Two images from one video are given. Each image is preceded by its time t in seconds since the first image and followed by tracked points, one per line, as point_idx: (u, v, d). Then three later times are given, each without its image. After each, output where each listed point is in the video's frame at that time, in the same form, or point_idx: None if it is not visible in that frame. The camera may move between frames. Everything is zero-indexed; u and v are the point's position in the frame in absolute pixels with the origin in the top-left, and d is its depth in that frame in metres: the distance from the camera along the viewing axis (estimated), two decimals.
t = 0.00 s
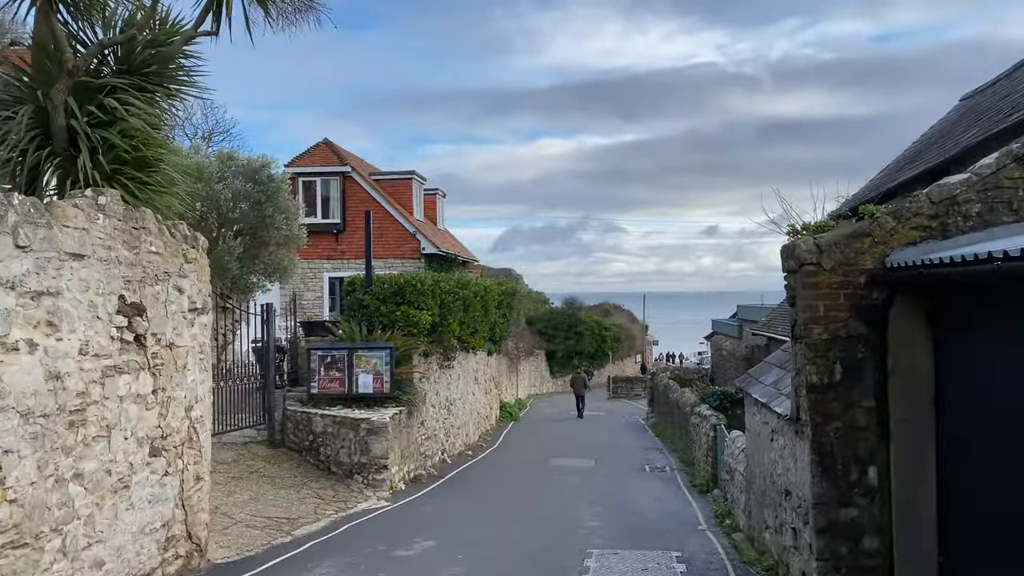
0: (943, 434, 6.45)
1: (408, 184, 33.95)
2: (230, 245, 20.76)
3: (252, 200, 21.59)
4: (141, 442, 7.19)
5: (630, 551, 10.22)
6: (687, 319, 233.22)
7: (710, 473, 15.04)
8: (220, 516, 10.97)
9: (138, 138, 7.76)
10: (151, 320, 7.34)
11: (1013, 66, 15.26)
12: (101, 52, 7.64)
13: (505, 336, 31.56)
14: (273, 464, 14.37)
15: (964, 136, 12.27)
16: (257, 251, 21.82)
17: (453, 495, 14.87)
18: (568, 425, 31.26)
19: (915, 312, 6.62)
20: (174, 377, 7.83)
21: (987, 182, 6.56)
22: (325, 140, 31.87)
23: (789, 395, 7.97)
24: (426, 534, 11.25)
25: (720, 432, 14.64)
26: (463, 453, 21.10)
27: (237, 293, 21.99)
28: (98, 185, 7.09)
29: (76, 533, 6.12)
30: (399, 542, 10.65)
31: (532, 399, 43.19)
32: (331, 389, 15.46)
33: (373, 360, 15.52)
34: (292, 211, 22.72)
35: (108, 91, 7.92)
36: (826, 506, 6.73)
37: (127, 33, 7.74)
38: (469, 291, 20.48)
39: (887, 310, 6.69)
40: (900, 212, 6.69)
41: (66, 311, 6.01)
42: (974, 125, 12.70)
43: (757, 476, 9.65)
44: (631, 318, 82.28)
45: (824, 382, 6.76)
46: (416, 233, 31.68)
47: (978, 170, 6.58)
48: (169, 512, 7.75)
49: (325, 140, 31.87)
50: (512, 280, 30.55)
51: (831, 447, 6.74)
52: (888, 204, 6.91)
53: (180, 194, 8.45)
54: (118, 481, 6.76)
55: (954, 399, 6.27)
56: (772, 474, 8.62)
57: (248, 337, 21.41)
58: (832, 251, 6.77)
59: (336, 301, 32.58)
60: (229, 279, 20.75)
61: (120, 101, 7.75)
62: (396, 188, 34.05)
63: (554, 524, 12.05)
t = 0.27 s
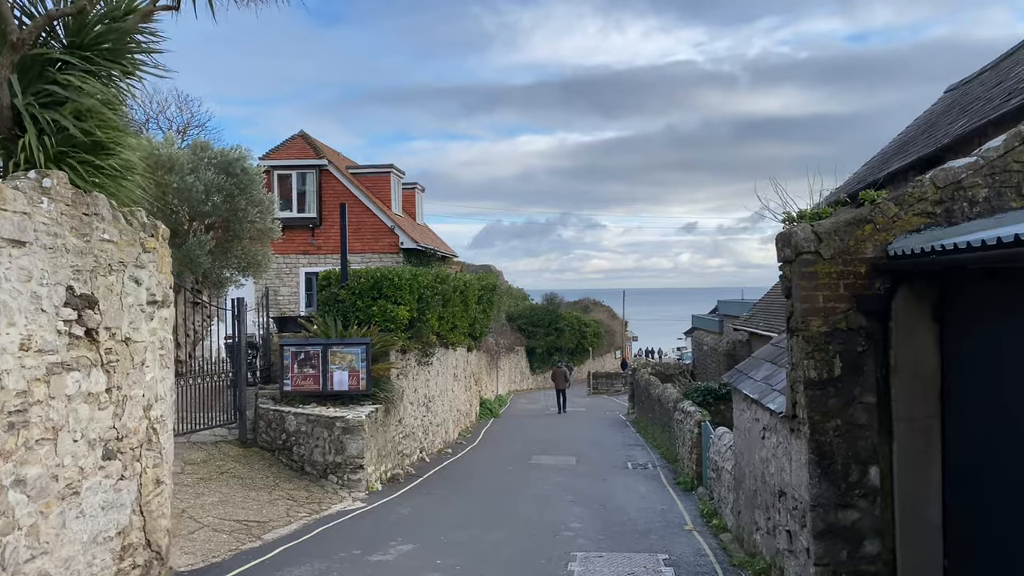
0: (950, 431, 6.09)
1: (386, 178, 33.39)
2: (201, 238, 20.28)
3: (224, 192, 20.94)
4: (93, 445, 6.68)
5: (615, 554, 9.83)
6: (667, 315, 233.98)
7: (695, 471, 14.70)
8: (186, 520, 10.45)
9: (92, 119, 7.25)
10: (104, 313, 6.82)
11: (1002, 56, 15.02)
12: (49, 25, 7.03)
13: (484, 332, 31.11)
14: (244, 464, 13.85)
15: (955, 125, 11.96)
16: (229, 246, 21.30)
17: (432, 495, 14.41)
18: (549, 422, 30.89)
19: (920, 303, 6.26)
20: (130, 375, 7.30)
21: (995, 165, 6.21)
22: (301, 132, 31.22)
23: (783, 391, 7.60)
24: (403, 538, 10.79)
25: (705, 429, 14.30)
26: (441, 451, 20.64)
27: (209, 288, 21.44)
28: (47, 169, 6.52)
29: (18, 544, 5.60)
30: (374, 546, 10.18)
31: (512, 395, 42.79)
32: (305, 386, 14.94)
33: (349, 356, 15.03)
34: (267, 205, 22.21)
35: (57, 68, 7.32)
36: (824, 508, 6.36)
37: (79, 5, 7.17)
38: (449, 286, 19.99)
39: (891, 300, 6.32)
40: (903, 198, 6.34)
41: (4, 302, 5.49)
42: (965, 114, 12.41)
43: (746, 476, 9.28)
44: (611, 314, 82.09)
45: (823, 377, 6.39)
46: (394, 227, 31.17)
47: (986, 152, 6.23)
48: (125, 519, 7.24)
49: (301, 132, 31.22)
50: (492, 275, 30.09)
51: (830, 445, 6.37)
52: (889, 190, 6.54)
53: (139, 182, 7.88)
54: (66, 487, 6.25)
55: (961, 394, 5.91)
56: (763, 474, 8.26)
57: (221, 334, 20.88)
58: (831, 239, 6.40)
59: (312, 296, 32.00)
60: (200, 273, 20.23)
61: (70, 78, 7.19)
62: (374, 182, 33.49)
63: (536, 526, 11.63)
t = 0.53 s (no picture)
0: (966, 430, 5.72)
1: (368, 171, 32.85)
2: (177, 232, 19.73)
3: (200, 183, 20.29)
4: (47, 448, 6.18)
5: (606, 557, 9.43)
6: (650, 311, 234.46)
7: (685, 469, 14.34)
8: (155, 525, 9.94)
9: (43, 94, 6.78)
10: (59, 305, 6.33)
11: (997, 44, 14.73)
12: None
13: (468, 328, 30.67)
14: (219, 464, 13.34)
15: (953, 113, 11.65)
16: (206, 239, 20.77)
17: (415, 496, 13.95)
18: (534, 418, 30.52)
19: (934, 293, 5.88)
20: (89, 372, 6.81)
21: (1013, 147, 5.86)
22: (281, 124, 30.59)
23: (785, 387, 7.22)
24: (384, 542, 10.34)
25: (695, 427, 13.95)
26: (424, 449, 20.18)
27: (185, 283, 20.90)
28: None
29: None
30: (354, 551, 9.73)
31: (496, 392, 42.37)
32: (283, 383, 14.46)
33: (329, 353, 14.57)
34: (244, 197, 21.70)
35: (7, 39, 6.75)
36: (832, 512, 5.99)
37: None
38: (432, 281, 19.52)
39: (903, 291, 5.95)
40: (916, 182, 5.96)
41: None
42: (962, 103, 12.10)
43: (743, 475, 8.91)
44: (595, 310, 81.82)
45: (831, 373, 6.01)
46: (376, 221, 30.65)
47: (1003, 133, 5.87)
48: (85, 527, 6.75)
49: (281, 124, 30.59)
50: (476, 270, 29.63)
51: (838, 445, 5.99)
52: (901, 174, 6.16)
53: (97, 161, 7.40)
54: (17, 494, 5.76)
55: (979, 390, 5.54)
56: (762, 474, 7.89)
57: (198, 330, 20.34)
58: (839, 226, 6.02)
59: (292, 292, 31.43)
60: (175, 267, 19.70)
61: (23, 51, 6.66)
62: (356, 175, 32.94)
63: (523, 527, 11.21)
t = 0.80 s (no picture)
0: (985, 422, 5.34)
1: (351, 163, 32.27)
2: (152, 222, 19.27)
3: (176, 172, 19.83)
4: None
5: (596, 557, 9.01)
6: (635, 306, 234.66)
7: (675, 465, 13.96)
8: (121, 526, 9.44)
9: None
10: (6, 290, 5.83)
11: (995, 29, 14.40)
12: None
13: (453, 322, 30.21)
14: (193, 461, 12.82)
15: (951, 98, 11.31)
16: (182, 230, 20.27)
17: (397, 493, 13.49)
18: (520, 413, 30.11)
19: (951, 276, 5.50)
20: (42, 363, 6.30)
21: None
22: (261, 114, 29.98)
23: (787, 378, 6.83)
24: (363, 542, 9.88)
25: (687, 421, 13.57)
26: (408, 445, 19.72)
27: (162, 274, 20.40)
28: None
29: None
30: (332, 553, 9.27)
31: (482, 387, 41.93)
32: (260, 377, 13.97)
33: (308, 346, 14.07)
34: (222, 186, 21.14)
35: None
36: (841, 510, 5.60)
37: None
38: (416, 273, 19.02)
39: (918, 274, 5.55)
40: (931, 157, 5.58)
41: None
42: (960, 88, 11.78)
43: (740, 471, 8.52)
44: (581, 305, 81.47)
45: (840, 362, 5.61)
46: (359, 213, 30.12)
47: None
48: (37, 530, 6.26)
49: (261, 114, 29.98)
50: (461, 262, 29.15)
51: (847, 439, 5.60)
52: (914, 149, 5.77)
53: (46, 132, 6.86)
54: None
55: (998, 379, 5.16)
56: (762, 470, 7.49)
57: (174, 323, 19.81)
58: (849, 204, 5.62)
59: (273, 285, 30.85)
60: (149, 258, 19.20)
61: None
62: (338, 167, 32.36)
63: (509, 526, 10.79)
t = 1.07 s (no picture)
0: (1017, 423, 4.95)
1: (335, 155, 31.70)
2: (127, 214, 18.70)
3: (152, 163, 19.26)
4: None
5: (589, 565, 8.56)
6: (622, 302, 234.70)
7: (668, 465, 13.54)
8: (85, 535, 8.89)
9: None
10: None
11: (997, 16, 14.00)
12: None
13: (440, 318, 29.72)
14: (167, 464, 12.27)
15: (954, 86, 10.94)
16: (159, 223, 19.68)
17: (380, 495, 13.00)
18: (507, 410, 29.68)
19: (978, 265, 5.07)
20: None
21: None
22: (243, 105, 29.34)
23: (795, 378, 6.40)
24: (343, 550, 9.39)
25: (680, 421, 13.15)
26: (392, 444, 19.22)
27: (137, 269, 19.80)
28: None
29: None
30: (310, 562, 8.77)
31: (469, 383, 41.47)
32: (237, 375, 13.45)
33: (288, 343, 13.53)
34: (200, 177, 20.53)
35: None
36: (857, 522, 5.16)
37: None
38: (401, 268, 18.50)
39: (943, 265, 5.10)
40: (955, 138, 5.15)
41: None
42: (962, 76, 11.41)
43: (740, 474, 8.10)
44: (569, 301, 81.07)
45: (856, 361, 5.16)
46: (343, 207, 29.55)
47: None
48: None
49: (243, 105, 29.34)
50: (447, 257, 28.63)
51: (865, 445, 5.15)
52: (935, 130, 5.33)
53: None
54: None
55: None
56: (766, 475, 7.07)
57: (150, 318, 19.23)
58: (867, 190, 5.18)
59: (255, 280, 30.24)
60: (124, 252, 18.62)
61: None
62: (322, 160, 31.77)
63: (497, 530, 10.32)
